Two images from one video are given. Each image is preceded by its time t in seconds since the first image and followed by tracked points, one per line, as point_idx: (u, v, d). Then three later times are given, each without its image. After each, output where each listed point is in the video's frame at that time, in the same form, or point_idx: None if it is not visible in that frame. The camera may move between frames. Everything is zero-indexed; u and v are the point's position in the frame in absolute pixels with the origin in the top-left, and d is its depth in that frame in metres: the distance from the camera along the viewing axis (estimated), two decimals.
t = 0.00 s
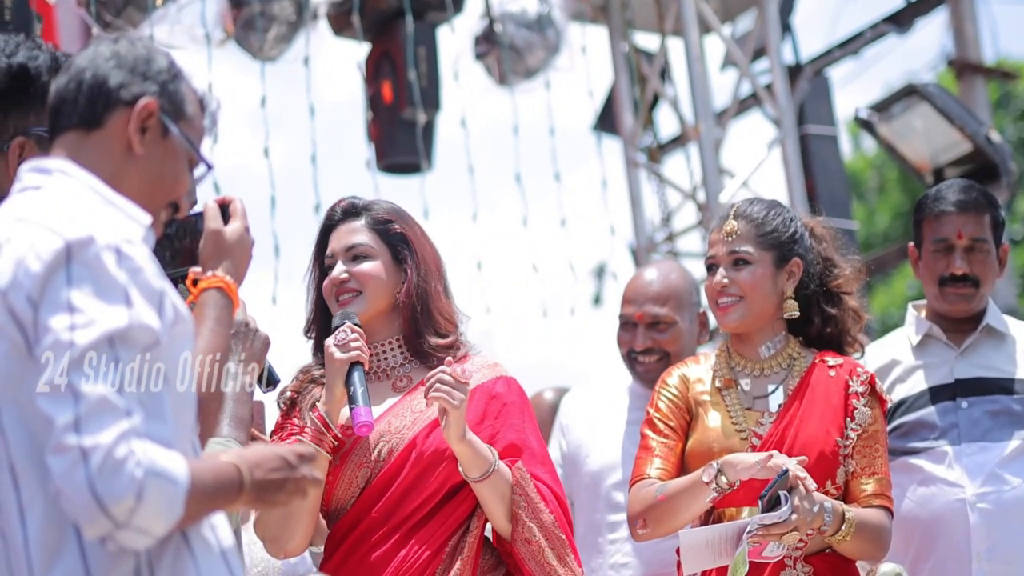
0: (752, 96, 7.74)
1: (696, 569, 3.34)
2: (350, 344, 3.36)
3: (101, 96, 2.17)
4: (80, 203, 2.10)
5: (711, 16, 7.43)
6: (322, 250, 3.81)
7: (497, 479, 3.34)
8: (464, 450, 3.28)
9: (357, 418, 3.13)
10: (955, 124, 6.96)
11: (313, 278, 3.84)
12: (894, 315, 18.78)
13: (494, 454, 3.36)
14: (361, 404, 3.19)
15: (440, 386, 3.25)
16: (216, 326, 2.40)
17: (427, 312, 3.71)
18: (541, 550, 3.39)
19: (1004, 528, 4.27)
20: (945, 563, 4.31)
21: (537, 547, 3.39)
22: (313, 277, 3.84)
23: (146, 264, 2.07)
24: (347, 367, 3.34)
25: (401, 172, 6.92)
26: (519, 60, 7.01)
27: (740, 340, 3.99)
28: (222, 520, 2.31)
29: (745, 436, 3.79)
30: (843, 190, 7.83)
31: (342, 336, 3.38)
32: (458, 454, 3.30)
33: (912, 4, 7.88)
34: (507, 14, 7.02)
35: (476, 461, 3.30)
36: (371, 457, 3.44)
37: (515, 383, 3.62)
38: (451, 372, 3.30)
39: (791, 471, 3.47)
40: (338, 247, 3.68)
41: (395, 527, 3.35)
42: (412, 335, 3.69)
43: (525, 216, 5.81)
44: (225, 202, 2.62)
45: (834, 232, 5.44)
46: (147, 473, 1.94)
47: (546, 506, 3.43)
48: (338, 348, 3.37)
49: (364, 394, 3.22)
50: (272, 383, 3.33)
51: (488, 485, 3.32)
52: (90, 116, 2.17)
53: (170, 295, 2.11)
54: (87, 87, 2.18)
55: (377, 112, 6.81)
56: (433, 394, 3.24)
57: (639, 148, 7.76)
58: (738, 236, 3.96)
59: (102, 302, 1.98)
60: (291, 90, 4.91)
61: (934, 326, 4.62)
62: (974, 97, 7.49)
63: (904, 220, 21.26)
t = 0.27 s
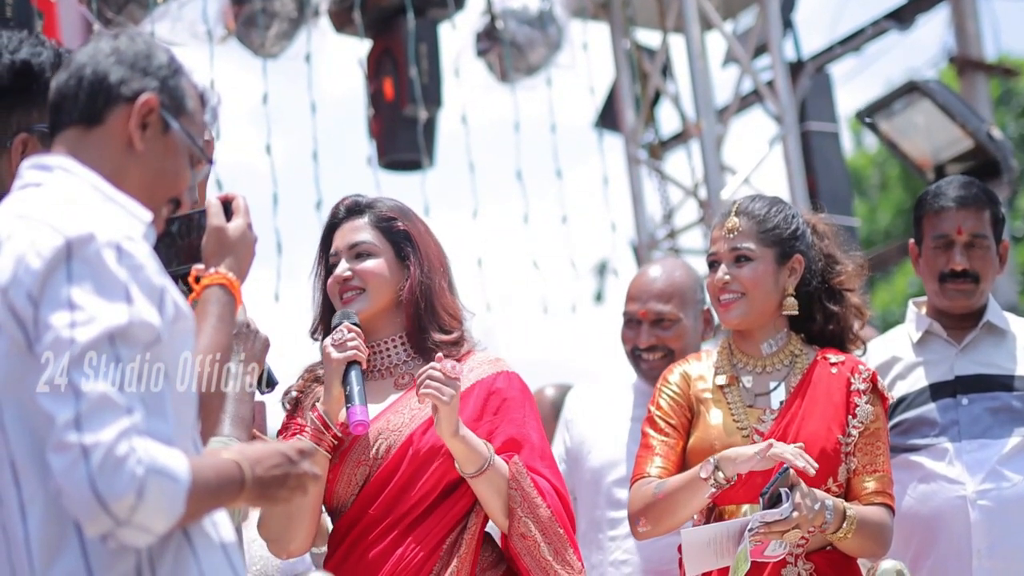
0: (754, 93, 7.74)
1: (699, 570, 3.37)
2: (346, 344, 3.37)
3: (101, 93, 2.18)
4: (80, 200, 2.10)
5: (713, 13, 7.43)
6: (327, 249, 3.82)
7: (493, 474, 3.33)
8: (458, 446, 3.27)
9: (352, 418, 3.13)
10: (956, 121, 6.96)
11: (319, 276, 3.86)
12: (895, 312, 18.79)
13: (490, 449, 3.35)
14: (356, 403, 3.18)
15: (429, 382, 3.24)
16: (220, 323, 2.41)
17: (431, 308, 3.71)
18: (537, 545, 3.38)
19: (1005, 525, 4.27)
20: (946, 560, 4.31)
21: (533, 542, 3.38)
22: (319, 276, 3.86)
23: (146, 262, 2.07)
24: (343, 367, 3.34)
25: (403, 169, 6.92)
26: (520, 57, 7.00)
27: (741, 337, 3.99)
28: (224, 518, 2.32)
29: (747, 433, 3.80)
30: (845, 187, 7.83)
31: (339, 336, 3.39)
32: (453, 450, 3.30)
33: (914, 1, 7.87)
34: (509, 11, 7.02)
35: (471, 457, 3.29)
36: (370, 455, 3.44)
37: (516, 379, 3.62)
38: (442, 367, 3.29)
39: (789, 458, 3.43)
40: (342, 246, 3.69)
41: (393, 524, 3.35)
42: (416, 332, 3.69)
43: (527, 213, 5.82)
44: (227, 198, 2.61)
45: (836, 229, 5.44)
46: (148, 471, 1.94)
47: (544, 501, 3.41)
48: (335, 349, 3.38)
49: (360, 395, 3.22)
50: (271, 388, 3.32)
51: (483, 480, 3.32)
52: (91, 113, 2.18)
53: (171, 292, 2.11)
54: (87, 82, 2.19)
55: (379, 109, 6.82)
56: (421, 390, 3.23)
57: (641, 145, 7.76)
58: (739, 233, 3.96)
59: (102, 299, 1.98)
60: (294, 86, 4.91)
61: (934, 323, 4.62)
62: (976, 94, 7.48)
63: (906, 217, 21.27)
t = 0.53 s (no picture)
0: (759, 93, 7.74)
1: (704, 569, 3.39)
2: (350, 346, 3.38)
3: (106, 94, 2.18)
4: (86, 201, 2.11)
5: (718, 13, 7.42)
6: (337, 250, 3.83)
7: (493, 472, 3.32)
8: (456, 444, 3.27)
9: (354, 421, 3.15)
10: (962, 121, 6.95)
11: (329, 277, 3.87)
12: (902, 312, 18.78)
13: (490, 447, 3.35)
14: (359, 407, 3.20)
15: (423, 381, 3.25)
16: (226, 323, 2.42)
17: (440, 308, 3.71)
18: (535, 543, 3.37)
19: (1011, 524, 4.27)
20: (953, 560, 4.31)
21: (532, 540, 3.37)
22: (329, 277, 3.87)
23: (152, 263, 2.08)
24: (347, 370, 3.36)
25: (408, 169, 6.93)
26: (526, 57, 7.01)
27: (747, 337, 3.98)
28: (230, 517, 2.33)
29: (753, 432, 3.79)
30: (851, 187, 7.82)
31: (342, 339, 3.41)
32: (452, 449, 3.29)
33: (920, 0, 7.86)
34: (514, 11, 7.03)
35: (470, 456, 3.29)
36: (373, 456, 3.44)
37: (522, 377, 3.62)
38: (437, 365, 3.29)
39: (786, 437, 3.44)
40: (351, 247, 3.70)
41: (396, 525, 3.36)
42: (424, 332, 3.70)
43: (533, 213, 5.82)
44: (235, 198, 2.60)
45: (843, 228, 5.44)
46: (153, 473, 1.94)
47: (544, 499, 3.40)
48: (338, 351, 3.39)
49: (363, 399, 3.24)
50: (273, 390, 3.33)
51: (484, 478, 3.31)
52: (96, 114, 2.19)
53: (176, 293, 2.12)
54: (91, 82, 2.19)
55: (384, 109, 6.83)
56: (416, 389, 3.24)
57: (646, 145, 7.76)
58: (745, 233, 3.96)
59: (108, 301, 1.99)
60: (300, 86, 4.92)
61: (940, 322, 4.61)
62: (982, 93, 7.47)
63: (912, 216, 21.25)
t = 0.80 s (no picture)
0: (762, 92, 7.74)
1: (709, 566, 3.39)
2: (352, 347, 3.38)
3: (111, 97, 2.18)
4: (89, 201, 2.11)
5: (720, 12, 7.42)
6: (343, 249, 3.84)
7: (491, 471, 3.32)
8: (453, 443, 3.27)
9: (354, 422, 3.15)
10: (964, 119, 6.95)
11: (335, 276, 3.88)
12: (904, 310, 18.78)
13: (488, 446, 3.36)
14: (360, 408, 3.21)
15: (420, 379, 3.26)
16: (230, 322, 2.42)
17: (444, 308, 3.72)
18: (530, 542, 3.36)
19: (1012, 523, 4.27)
20: (955, 559, 4.30)
21: (527, 538, 3.36)
22: (335, 276, 3.88)
23: (154, 263, 2.08)
24: (350, 369, 3.36)
25: (410, 168, 6.93)
26: (528, 56, 7.01)
27: (749, 336, 3.99)
28: (234, 516, 2.33)
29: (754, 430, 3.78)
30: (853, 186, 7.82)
31: (343, 340, 3.41)
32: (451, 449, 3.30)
33: None
34: (516, 10, 7.03)
35: (467, 455, 3.29)
36: (375, 456, 3.45)
37: (525, 375, 3.62)
38: (432, 365, 3.30)
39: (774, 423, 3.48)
40: (356, 248, 3.71)
41: (397, 525, 3.37)
42: (429, 332, 3.71)
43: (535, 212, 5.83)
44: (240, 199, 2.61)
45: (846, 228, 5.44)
46: (154, 473, 1.95)
47: (540, 498, 3.39)
48: (340, 352, 3.39)
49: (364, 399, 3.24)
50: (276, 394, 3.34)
51: (483, 477, 3.32)
52: (101, 118, 2.19)
53: (179, 293, 2.12)
54: (95, 85, 2.19)
55: (387, 109, 6.83)
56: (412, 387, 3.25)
57: (649, 145, 7.76)
58: (748, 232, 3.96)
59: (110, 301, 1.99)
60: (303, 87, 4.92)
61: (941, 321, 4.61)
62: (984, 92, 7.47)
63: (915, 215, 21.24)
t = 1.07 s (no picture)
0: (766, 91, 7.73)
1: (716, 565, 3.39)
2: (357, 347, 3.38)
3: (121, 102, 2.19)
4: (94, 202, 2.12)
5: (724, 11, 7.42)
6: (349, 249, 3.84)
7: (493, 471, 3.33)
8: (456, 444, 3.27)
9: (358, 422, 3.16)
10: (968, 119, 6.93)
11: (341, 276, 3.89)
12: (908, 309, 18.77)
13: (491, 447, 3.36)
14: (365, 408, 3.22)
15: (420, 380, 3.27)
16: (235, 322, 2.42)
17: (450, 308, 3.73)
18: (529, 543, 3.37)
19: (1015, 523, 4.28)
20: (958, 558, 4.30)
21: (526, 540, 3.37)
22: (341, 276, 3.88)
23: (159, 265, 2.09)
24: (354, 370, 3.37)
25: (414, 167, 6.95)
26: (531, 56, 7.02)
27: (753, 336, 3.99)
28: (238, 518, 2.34)
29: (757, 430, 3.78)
30: (857, 185, 7.81)
31: (348, 341, 3.41)
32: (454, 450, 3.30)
33: None
34: (520, 10, 7.03)
35: (469, 456, 3.29)
36: (380, 456, 3.47)
37: (530, 374, 3.62)
38: (433, 365, 3.31)
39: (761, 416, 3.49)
40: (363, 248, 3.71)
41: (401, 525, 3.37)
42: (435, 332, 3.72)
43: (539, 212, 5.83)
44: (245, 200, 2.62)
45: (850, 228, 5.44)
46: (156, 473, 1.95)
47: (540, 499, 3.39)
48: (345, 353, 3.39)
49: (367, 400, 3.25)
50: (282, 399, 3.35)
51: (485, 478, 3.32)
52: (111, 123, 2.19)
53: (183, 295, 2.13)
54: (105, 90, 2.18)
55: (391, 108, 6.84)
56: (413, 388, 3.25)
57: (652, 144, 7.76)
58: (751, 232, 3.96)
59: (114, 302, 2.00)
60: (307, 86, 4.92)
61: (944, 321, 4.61)
62: (988, 91, 7.46)
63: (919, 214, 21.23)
